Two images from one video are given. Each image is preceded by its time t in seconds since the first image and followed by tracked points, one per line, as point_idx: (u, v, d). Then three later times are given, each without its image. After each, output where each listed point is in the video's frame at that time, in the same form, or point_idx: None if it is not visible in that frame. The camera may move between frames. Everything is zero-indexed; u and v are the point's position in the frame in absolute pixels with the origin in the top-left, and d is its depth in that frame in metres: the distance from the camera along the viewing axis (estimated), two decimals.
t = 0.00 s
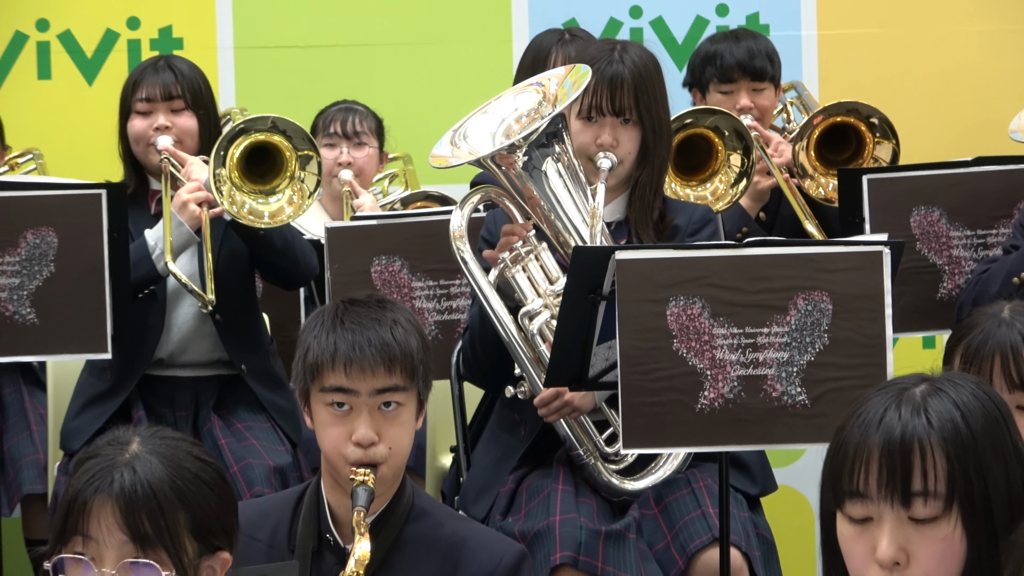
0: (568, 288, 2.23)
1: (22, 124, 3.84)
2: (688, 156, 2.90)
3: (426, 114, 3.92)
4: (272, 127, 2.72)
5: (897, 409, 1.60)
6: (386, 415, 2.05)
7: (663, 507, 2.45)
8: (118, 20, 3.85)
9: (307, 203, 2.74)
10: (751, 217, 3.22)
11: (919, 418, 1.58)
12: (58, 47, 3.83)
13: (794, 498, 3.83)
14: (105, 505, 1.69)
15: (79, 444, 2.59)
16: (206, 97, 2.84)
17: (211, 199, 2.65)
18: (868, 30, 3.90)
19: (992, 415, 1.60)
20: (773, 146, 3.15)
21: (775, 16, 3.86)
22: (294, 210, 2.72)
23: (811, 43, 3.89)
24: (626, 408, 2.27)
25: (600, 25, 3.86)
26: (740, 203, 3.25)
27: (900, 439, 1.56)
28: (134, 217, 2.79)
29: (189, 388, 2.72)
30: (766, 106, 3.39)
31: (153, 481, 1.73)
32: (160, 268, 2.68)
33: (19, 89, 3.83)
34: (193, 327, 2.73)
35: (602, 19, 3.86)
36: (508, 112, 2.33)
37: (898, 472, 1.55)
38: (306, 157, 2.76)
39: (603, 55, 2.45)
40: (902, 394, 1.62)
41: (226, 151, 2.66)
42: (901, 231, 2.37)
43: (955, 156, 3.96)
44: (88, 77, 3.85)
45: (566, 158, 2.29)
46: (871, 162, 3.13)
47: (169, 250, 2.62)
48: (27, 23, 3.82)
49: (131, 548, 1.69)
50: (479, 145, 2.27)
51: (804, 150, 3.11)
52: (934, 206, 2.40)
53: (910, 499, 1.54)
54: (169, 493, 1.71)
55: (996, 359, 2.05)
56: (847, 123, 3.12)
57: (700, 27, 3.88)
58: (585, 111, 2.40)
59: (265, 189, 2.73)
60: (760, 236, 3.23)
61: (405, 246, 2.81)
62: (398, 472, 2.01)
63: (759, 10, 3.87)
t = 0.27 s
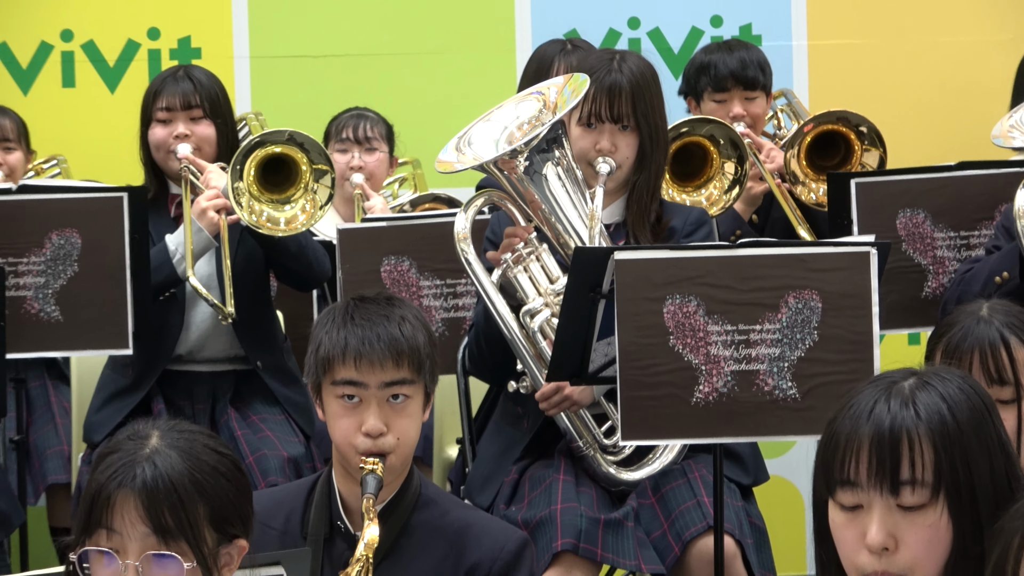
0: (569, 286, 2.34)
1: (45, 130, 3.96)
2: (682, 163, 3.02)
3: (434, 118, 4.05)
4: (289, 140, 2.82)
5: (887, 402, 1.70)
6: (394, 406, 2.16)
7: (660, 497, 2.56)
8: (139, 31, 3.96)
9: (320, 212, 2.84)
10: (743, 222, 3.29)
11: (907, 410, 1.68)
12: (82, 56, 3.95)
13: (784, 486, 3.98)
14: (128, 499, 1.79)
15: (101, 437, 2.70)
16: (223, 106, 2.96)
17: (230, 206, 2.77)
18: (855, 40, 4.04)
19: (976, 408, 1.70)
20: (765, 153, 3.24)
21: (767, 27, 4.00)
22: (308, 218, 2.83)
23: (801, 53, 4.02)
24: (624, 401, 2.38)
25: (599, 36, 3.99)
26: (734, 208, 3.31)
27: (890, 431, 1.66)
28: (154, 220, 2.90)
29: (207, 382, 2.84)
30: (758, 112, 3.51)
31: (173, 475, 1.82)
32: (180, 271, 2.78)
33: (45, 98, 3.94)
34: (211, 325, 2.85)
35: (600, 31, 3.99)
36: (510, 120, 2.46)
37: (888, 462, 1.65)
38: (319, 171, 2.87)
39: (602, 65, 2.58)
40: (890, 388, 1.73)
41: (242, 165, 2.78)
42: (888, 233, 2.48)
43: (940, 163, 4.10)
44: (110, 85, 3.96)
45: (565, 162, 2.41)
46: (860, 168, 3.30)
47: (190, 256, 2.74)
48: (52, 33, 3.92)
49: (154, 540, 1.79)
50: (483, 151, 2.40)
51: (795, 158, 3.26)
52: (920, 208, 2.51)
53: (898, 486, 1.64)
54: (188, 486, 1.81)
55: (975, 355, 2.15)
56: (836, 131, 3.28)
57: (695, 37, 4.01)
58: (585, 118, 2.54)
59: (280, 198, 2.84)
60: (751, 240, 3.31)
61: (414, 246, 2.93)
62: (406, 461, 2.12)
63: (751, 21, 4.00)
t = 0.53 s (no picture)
0: (574, 284, 2.44)
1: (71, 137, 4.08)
2: (682, 168, 3.16)
3: (443, 122, 4.16)
4: (306, 150, 2.92)
5: (880, 395, 1.76)
6: (406, 399, 2.27)
7: (660, 487, 2.68)
8: (161, 40, 4.08)
9: (334, 220, 2.95)
10: (739, 227, 3.41)
11: (900, 402, 1.74)
12: (107, 66, 4.06)
13: (779, 477, 4.09)
14: (148, 493, 1.83)
15: (125, 430, 2.82)
16: (242, 113, 3.07)
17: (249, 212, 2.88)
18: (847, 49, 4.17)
19: (966, 401, 1.77)
20: (760, 161, 3.38)
21: (762, 37, 4.14)
22: (322, 223, 2.94)
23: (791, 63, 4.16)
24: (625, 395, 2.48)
25: (601, 45, 4.13)
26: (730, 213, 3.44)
27: (884, 422, 1.72)
28: (176, 223, 3.03)
29: (226, 377, 2.97)
30: (754, 121, 3.63)
31: (191, 468, 1.86)
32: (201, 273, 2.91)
33: (71, 106, 4.06)
34: (230, 322, 2.95)
35: (603, 40, 4.13)
36: (516, 126, 2.57)
37: (881, 451, 1.70)
38: (335, 181, 2.97)
39: (606, 73, 2.70)
40: (884, 381, 1.79)
41: (261, 174, 2.89)
42: (878, 234, 2.59)
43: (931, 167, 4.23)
44: (134, 93, 4.07)
45: (568, 166, 2.53)
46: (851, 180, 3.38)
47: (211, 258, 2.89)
48: (78, 43, 4.05)
49: (174, 532, 1.83)
50: (490, 156, 2.51)
51: (789, 171, 3.36)
52: (908, 210, 2.61)
53: (892, 475, 1.69)
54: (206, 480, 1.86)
55: (959, 351, 2.26)
56: (828, 142, 3.36)
57: (693, 48, 4.15)
58: (588, 124, 2.67)
59: (298, 205, 2.95)
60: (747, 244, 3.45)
61: (424, 247, 3.04)
62: (416, 452, 2.22)
63: (747, 31, 4.14)
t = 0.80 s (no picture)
0: (579, 283, 2.55)
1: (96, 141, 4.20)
2: (681, 170, 3.29)
3: (452, 124, 4.28)
4: (321, 158, 3.02)
5: (876, 388, 1.81)
6: (416, 391, 2.38)
7: (660, 477, 2.81)
8: (182, 49, 4.19)
9: (347, 225, 3.04)
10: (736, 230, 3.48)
11: (895, 395, 1.79)
12: (131, 74, 4.18)
13: (775, 468, 4.21)
14: (171, 485, 1.91)
15: (148, 423, 2.95)
16: (260, 119, 3.21)
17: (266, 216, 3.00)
18: (843, 57, 4.29)
19: (958, 394, 1.82)
20: (756, 168, 3.46)
21: (759, 46, 4.25)
22: (335, 228, 3.04)
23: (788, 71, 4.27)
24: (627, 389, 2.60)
25: (603, 55, 4.25)
26: (726, 217, 3.51)
27: (879, 413, 1.77)
28: (198, 225, 3.18)
29: (245, 372, 3.09)
30: (750, 129, 3.74)
31: (213, 459, 1.94)
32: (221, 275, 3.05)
33: (97, 112, 4.18)
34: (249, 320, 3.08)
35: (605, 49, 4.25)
36: (522, 132, 2.69)
37: (877, 441, 1.76)
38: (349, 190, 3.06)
39: (608, 81, 2.84)
40: (879, 374, 1.84)
41: (278, 183, 2.99)
42: (869, 235, 2.70)
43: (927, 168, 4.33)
44: (156, 99, 4.19)
45: (573, 170, 2.64)
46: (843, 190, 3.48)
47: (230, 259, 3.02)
48: (104, 52, 4.16)
49: (196, 522, 1.91)
50: (498, 160, 2.62)
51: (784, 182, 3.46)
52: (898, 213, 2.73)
53: (886, 464, 1.75)
54: (226, 471, 1.93)
55: (944, 348, 2.38)
56: (821, 153, 3.47)
57: (692, 57, 4.26)
58: (592, 130, 2.81)
59: (313, 210, 3.05)
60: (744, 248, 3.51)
61: (435, 248, 3.16)
62: (427, 442, 2.34)
63: (745, 40, 4.25)
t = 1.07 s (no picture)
0: (582, 281, 2.67)
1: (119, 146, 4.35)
2: (679, 173, 3.42)
3: (461, 127, 4.39)
4: (336, 163, 3.14)
5: (873, 380, 1.80)
6: (425, 384, 2.50)
7: (661, 468, 2.93)
8: (203, 58, 4.33)
9: (360, 228, 3.16)
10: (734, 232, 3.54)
11: (891, 387, 1.78)
12: (154, 82, 4.32)
13: (771, 460, 4.31)
14: (193, 476, 1.97)
15: (170, 416, 3.09)
16: (277, 126, 3.34)
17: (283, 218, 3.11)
18: (839, 65, 4.40)
19: (953, 387, 1.81)
20: (753, 172, 3.60)
21: (756, 54, 4.37)
22: (349, 231, 3.16)
23: (783, 78, 4.39)
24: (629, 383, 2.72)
25: (607, 63, 4.36)
26: (723, 220, 3.58)
27: (875, 405, 1.77)
28: (217, 227, 3.32)
29: (263, 367, 3.23)
30: (748, 135, 3.85)
31: (232, 452, 2.00)
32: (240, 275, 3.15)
33: (121, 119, 4.32)
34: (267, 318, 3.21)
35: (608, 59, 4.35)
36: (528, 138, 2.81)
37: (872, 431, 1.75)
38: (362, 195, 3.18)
39: (611, 89, 2.96)
40: (875, 367, 1.83)
41: (294, 188, 3.11)
42: (862, 236, 2.81)
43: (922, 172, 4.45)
44: (178, 106, 4.33)
45: (577, 174, 2.76)
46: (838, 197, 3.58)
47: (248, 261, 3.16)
48: (128, 61, 4.31)
49: (216, 512, 1.95)
50: (505, 165, 2.74)
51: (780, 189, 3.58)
52: (889, 214, 2.84)
53: (883, 453, 1.75)
54: (245, 463, 1.98)
55: (932, 344, 2.49)
56: (818, 160, 3.59)
57: (691, 65, 4.38)
58: (596, 136, 2.93)
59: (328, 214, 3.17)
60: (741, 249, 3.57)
61: (445, 248, 3.28)
62: (436, 434, 2.44)
63: (741, 49, 4.37)
